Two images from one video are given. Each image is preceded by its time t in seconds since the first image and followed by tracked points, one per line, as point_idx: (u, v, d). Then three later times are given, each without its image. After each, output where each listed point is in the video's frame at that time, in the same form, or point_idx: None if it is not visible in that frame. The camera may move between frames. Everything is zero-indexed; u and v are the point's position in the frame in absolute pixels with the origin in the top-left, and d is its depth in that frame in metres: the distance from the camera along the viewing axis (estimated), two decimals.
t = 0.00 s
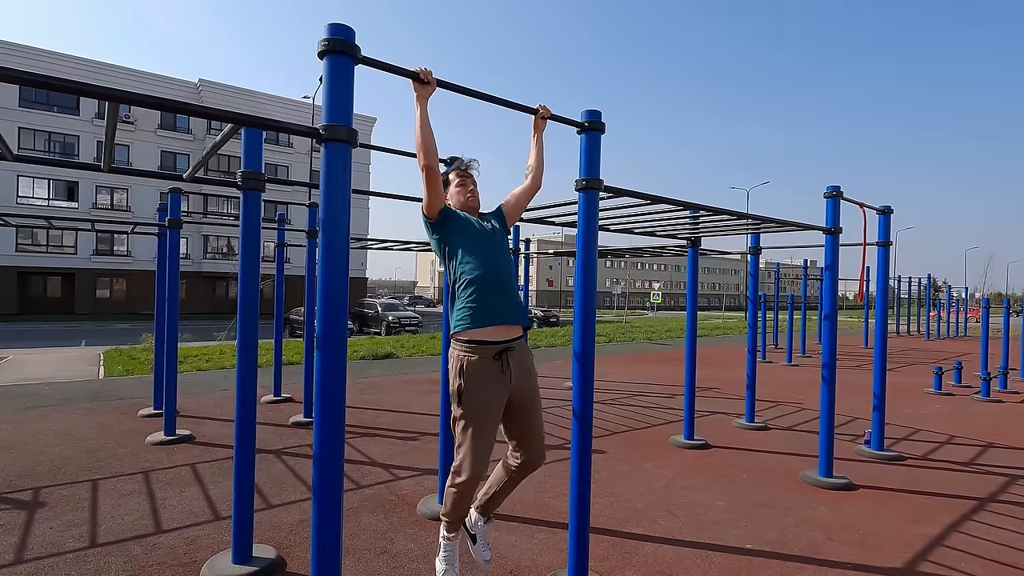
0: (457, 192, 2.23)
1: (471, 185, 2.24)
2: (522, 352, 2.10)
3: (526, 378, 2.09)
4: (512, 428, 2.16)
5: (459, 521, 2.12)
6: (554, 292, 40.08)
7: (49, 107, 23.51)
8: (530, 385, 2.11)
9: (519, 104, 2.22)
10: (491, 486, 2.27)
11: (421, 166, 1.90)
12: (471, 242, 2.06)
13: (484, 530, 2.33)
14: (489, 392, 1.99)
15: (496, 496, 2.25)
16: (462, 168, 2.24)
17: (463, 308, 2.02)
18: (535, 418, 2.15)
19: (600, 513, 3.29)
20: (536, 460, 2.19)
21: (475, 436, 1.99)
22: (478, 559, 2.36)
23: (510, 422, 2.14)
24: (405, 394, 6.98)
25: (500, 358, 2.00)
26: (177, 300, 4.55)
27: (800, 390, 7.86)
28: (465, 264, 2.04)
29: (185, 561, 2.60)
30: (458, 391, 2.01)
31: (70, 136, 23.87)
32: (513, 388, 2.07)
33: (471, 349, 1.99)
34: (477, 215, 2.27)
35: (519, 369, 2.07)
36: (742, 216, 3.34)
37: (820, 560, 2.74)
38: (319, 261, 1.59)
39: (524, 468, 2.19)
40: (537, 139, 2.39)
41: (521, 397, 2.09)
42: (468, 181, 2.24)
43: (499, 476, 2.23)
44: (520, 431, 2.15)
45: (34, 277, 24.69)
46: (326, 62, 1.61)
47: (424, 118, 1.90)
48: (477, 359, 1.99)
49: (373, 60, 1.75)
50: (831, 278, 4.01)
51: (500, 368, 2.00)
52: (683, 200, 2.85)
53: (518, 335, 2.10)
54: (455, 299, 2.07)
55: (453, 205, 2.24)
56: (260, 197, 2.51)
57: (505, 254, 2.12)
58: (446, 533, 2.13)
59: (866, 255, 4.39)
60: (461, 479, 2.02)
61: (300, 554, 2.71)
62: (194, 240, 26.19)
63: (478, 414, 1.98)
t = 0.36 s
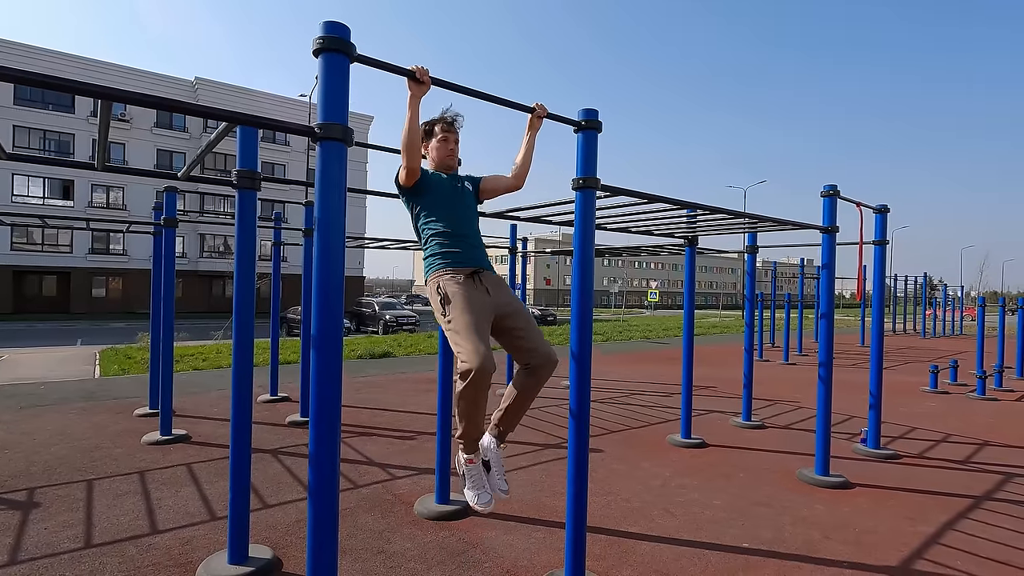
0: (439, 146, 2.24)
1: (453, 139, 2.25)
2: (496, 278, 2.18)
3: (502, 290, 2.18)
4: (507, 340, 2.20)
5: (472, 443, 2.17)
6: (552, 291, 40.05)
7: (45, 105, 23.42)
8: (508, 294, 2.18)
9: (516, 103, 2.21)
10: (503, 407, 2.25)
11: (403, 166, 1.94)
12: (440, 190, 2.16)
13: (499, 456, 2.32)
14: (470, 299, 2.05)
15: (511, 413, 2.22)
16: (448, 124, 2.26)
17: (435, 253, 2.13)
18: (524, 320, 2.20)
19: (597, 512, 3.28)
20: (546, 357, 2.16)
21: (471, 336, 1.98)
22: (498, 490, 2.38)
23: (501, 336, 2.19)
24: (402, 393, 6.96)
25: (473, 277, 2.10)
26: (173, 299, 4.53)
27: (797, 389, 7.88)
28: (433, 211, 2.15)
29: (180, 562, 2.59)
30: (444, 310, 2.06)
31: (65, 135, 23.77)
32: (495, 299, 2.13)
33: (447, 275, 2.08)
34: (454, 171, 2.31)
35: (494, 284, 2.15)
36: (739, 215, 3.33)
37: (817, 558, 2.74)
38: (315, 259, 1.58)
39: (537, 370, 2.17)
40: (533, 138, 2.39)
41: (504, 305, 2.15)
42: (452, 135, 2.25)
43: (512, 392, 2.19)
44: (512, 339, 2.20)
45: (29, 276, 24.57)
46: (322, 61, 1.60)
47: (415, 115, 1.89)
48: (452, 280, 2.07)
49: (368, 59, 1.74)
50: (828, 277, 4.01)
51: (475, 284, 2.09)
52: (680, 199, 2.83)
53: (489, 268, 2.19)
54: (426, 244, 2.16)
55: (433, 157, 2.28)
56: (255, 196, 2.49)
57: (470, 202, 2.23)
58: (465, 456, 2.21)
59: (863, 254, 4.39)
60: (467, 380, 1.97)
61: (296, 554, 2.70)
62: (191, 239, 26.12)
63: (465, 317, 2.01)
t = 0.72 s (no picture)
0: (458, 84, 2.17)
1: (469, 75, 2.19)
2: (502, 258, 2.17)
3: (508, 278, 2.17)
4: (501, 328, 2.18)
5: (483, 442, 2.10)
6: (549, 290, 40.10)
7: (39, 103, 23.30)
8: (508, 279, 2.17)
9: (512, 99, 2.20)
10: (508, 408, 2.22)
11: (389, 160, 1.91)
12: (458, 151, 2.10)
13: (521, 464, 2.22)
14: (471, 285, 2.05)
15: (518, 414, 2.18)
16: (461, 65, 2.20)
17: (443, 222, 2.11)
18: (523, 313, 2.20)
19: (593, 510, 3.28)
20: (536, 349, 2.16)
21: (467, 325, 2.01)
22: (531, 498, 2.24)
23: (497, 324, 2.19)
24: (399, 392, 6.95)
25: (479, 258, 2.09)
26: (168, 297, 4.51)
27: (794, 387, 7.89)
28: (448, 174, 2.12)
29: (175, 560, 2.57)
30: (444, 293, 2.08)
31: (60, 133, 23.65)
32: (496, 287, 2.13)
33: (451, 251, 2.06)
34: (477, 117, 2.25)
35: (500, 269, 2.14)
36: (736, 213, 3.33)
37: (813, 555, 2.75)
38: (308, 256, 1.57)
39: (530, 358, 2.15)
40: (531, 133, 2.38)
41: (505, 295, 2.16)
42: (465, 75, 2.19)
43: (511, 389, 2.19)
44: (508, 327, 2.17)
45: (24, 275, 24.47)
46: (314, 56, 1.59)
47: (406, 111, 1.88)
48: (457, 258, 2.06)
49: (362, 54, 1.73)
50: (825, 275, 4.01)
51: (480, 267, 2.08)
52: (676, 197, 2.83)
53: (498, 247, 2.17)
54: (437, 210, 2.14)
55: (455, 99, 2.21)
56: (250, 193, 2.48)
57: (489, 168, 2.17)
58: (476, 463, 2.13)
59: (859, 252, 4.40)
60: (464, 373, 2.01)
61: (291, 552, 2.69)
62: (187, 238, 26.04)
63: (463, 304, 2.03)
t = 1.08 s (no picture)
0: (440, 140, 2.20)
1: (453, 133, 2.21)
2: (521, 289, 2.09)
3: (526, 317, 2.07)
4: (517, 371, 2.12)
5: (479, 488, 2.06)
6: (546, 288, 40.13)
7: (34, 103, 23.20)
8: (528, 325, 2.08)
9: (507, 99, 2.20)
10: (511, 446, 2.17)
11: (394, 155, 1.89)
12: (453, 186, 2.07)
13: (511, 503, 2.21)
14: (489, 326, 1.97)
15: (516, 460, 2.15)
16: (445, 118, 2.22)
17: (458, 260, 2.02)
18: (539, 357, 2.13)
19: (590, 508, 3.29)
20: (547, 401, 2.13)
21: (478, 374, 1.96)
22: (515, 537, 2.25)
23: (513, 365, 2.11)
24: (396, 391, 6.95)
25: (498, 292, 2.00)
26: (163, 297, 4.50)
27: (790, 385, 7.91)
28: (450, 210, 2.06)
29: (171, 561, 2.57)
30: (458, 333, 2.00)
31: (55, 133, 23.56)
32: (514, 325, 2.04)
33: (467, 289, 1.98)
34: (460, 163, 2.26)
35: (519, 305, 2.05)
36: (731, 212, 3.33)
37: (808, 553, 2.76)
38: (304, 257, 1.57)
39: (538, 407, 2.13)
40: (526, 134, 2.38)
41: (523, 334, 2.07)
42: (451, 129, 2.22)
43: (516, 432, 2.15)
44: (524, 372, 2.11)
45: (19, 276, 24.37)
46: (308, 55, 1.59)
47: (404, 111, 1.88)
48: (474, 295, 1.98)
49: (357, 54, 1.72)
50: (819, 273, 4.03)
51: (500, 303, 1.99)
52: (671, 196, 2.84)
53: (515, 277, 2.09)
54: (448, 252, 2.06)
55: (437, 154, 2.21)
56: (245, 193, 2.47)
57: (489, 198, 2.12)
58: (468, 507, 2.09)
59: (854, 251, 4.42)
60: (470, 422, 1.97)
61: (288, 552, 2.69)
62: (183, 238, 25.98)
63: (480, 348, 1.96)
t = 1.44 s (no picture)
0: (445, 192, 2.20)
1: (458, 184, 2.22)
2: (525, 352, 2.08)
3: (528, 379, 2.07)
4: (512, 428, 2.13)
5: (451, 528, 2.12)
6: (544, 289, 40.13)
7: (31, 104, 23.15)
8: (528, 390, 2.07)
9: (503, 99, 2.20)
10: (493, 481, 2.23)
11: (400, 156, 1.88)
12: (468, 238, 2.04)
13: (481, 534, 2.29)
14: (488, 395, 1.97)
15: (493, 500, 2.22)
16: (449, 169, 2.24)
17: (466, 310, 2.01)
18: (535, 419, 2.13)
19: (588, 509, 3.29)
20: (532, 463, 2.16)
21: (468, 441, 1.99)
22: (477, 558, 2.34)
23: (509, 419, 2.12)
24: (394, 392, 6.94)
25: (504, 357, 1.99)
26: (160, 298, 4.49)
27: (788, 385, 7.92)
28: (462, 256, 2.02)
29: (168, 562, 2.57)
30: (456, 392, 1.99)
31: (52, 134, 23.51)
32: (515, 388, 2.04)
33: (472, 350, 1.97)
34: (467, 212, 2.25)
35: (521, 368, 2.04)
36: (728, 212, 3.34)
37: (805, 552, 2.76)
38: (300, 259, 1.57)
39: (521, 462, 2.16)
40: (524, 135, 2.38)
41: (523, 396, 2.07)
42: (456, 180, 2.22)
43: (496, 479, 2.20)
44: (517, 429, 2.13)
45: (16, 277, 24.34)
46: (305, 55, 1.59)
47: (405, 113, 1.88)
48: (479, 359, 1.97)
49: (353, 53, 1.72)
50: (817, 273, 4.03)
51: (504, 368, 1.99)
52: (669, 196, 2.84)
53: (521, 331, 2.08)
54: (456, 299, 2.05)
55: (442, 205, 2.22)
56: (242, 193, 2.45)
57: (502, 246, 2.10)
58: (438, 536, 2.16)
59: (852, 250, 4.42)
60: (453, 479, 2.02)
61: (285, 553, 2.69)
62: (181, 239, 25.94)
63: (476, 413, 1.97)
